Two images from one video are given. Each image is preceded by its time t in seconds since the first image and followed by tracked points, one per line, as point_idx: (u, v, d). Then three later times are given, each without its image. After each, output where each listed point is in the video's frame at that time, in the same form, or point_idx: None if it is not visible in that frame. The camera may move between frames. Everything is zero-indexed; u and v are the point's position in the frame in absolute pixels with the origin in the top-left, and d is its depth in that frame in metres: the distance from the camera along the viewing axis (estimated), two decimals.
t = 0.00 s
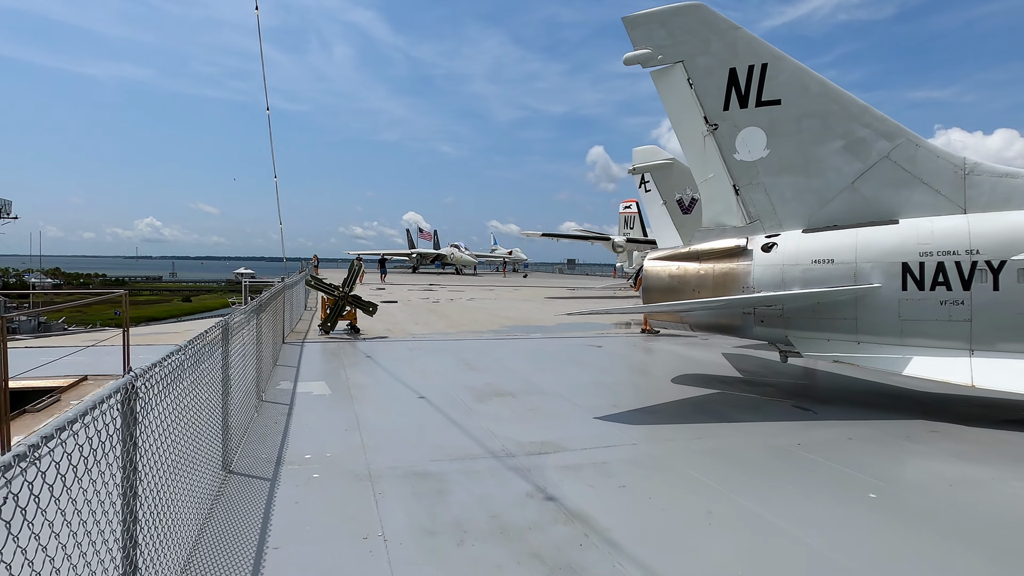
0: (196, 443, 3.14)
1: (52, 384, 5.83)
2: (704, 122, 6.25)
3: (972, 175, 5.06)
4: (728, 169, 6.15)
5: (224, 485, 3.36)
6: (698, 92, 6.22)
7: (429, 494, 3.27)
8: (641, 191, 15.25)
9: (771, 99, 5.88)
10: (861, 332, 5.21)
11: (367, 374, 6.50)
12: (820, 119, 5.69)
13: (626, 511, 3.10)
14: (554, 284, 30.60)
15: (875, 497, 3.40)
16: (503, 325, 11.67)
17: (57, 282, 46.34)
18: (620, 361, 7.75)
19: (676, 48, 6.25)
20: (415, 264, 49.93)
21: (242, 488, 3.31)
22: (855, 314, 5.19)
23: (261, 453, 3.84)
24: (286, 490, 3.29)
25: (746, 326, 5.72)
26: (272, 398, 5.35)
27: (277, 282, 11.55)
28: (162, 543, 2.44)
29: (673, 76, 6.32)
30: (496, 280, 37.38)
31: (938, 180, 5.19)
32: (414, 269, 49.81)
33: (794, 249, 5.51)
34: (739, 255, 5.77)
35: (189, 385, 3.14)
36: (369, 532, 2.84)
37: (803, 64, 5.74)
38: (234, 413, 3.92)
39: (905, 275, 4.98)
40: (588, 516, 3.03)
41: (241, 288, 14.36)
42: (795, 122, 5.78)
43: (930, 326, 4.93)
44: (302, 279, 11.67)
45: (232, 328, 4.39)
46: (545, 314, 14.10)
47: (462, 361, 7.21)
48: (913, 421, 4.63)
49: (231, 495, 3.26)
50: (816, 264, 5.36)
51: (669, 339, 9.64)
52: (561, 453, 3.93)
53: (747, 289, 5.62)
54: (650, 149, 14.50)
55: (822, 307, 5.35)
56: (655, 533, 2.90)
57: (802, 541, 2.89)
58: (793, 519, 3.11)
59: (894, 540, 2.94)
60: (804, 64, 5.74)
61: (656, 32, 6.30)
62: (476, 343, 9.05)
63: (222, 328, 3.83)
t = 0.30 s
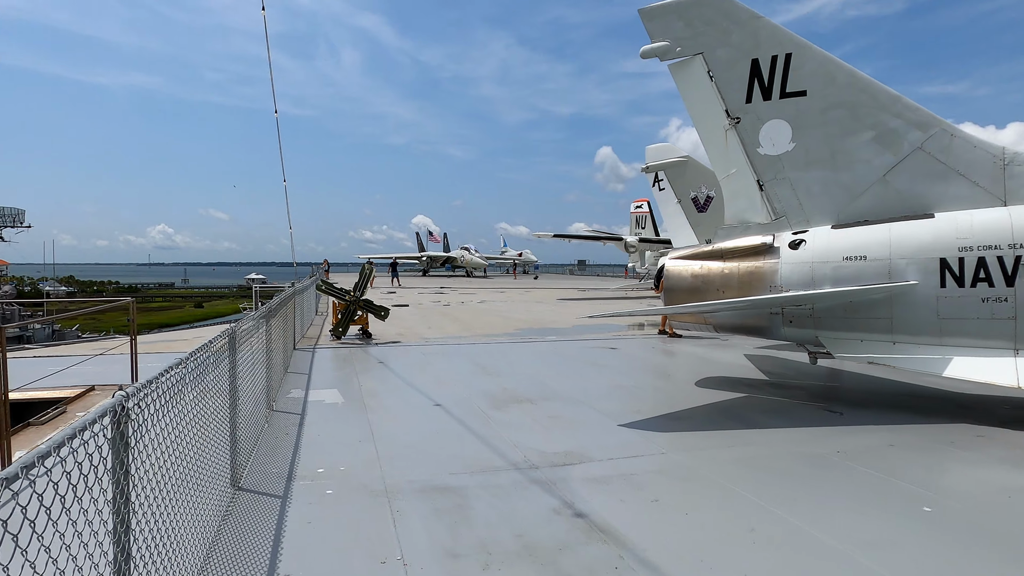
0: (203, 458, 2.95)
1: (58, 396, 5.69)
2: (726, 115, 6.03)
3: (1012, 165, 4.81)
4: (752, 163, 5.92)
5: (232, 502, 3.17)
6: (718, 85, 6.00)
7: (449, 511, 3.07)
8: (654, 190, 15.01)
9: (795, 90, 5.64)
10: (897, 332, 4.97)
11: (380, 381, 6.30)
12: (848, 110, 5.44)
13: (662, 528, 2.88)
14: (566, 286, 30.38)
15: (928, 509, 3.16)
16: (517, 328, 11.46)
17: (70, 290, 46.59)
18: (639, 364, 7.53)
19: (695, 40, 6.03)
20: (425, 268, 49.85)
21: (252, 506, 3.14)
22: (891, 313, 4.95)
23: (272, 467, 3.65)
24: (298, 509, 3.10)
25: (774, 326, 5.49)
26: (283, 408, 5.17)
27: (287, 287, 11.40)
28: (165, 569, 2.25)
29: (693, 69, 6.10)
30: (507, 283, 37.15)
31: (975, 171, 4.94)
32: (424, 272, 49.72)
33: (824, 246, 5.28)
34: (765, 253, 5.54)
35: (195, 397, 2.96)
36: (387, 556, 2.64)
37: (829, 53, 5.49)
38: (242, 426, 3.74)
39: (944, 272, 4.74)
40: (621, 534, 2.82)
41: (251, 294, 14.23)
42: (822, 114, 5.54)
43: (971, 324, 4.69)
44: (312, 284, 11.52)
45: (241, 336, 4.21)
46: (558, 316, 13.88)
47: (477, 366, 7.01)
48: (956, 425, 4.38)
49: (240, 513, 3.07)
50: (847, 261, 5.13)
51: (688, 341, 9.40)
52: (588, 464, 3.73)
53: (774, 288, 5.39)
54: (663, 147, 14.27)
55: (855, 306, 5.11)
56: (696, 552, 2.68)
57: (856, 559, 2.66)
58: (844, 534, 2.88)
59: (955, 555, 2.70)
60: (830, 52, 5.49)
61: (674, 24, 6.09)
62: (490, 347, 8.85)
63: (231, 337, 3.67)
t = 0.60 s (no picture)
0: (208, 476, 2.75)
1: (65, 406, 5.54)
2: (750, 105, 5.79)
3: None
4: (778, 155, 5.67)
5: (240, 522, 2.97)
6: (742, 74, 5.76)
7: (471, 530, 2.85)
8: (669, 185, 14.72)
9: (823, 77, 5.38)
10: (938, 330, 4.71)
11: (394, 386, 6.12)
12: (880, 96, 5.17)
13: (702, 549, 2.66)
14: (579, 285, 30.09)
15: (991, 524, 2.90)
16: (533, 328, 11.25)
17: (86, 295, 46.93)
18: (661, 365, 7.29)
19: (716, 27, 5.79)
20: (437, 268, 49.75)
21: (260, 525, 2.95)
22: (930, 310, 4.69)
23: (282, 483, 3.45)
24: (308, 529, 2.89)
25: (805, 325, 5.24)
26: (294, 416, 4.98)
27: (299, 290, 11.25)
28: None
29: (715, 57, 5.86)
30: (520, 281, 36.94)
31: (1019, 158, 4.66)
32: (436, 272, 49.62)
33: (857, 240, 5.02)
34: (794, 248, 5.28)
35: (199, 410, 2.76)
36: None
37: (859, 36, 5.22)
38: (250, 438, 3.55)
39: (988, 265, 4.47)
40: (658, 556, 2.60)
41: (263, 297, 14.11)
42: (852, 101, 5.28)
43: (1018, 321, 4.41)
44: (324, 286, 11.37)
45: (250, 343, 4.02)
46: (573, 316, 13.64)
47: (494, 369, 6.80)
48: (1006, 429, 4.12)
49: (248, 534, 2.87)
50: (883, 255, 4.86)
51: (710, 341, 9.14)
52: (616, 475, 3.51)
53: (804, 285, 5.14)
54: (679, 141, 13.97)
55: (891, 303, 4.85)
56: None
57: None
58: (901, 553, 2.64)
59: None
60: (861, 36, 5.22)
61: (694, 11, 5.85)
62: (506, 348, 8.63)
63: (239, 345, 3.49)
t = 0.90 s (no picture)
0: (216, 488, 2.57)
1: (76, 409, 5.42)
2: (780, 96, 5.53)
3: None
4: (811, 147, 5.42)
5: (250, 537, 2.79)
6: (772, 63, 5.50)
7: (497, 549, 2.65)
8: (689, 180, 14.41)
9: (859, 65, 5.12)
10: (986, 331, 4.44)
11: (411, 388, 5.95)
12: (921, 84, 4.90)
13: (749, 572, 2.44)
14: (595, 282, 29.81)
15: None
16: (551, 327, 11.04)
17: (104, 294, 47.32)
18: (685, 367, 7.06)
19: (744, 14, 5.54)
20: (451, 266, 49.66)
21: (272, 541, 2.77)
22: (977, 309, 4.42)
23: (294, 495, 3.27)
24: (322, 546, 2.70)
25: (841, 325, 4.99)
26: (308, 421, 4.82)
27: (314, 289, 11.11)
28: None
29: (743, 46, 5.62)
30: (534, 279, 36.71)
31: None
32: (451, 270, 49.52)
33: (897, 235, 4.75)
34: (829, 244, 5.03)
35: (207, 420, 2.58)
36: None
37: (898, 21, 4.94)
38: (261, 447, 3.37)
39: None
40: None
41: (278, 297, 14.00)
42: (890, 89, 5.01)
43: None
44: (339, 285, 11.23)
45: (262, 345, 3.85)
46: (591, 314, 13.41)
47: (513, 370, 6.61)
48: None
49: (259, 550, 2.69)
50: (925, 251, 4.59)
51: (734, 341, 8.88)
52: (649, 486, 3.30)
53: (841, 283, 4.89)
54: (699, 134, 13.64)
55: (935, 302, 4.58)
56: None
57: None
58: None
59: None
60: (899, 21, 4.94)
61: None
62: (524, 349, 8.43)
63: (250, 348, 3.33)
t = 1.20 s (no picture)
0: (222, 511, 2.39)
1: (82, 418, 5.26)
2: (809, 88, 5.30)
3: None
4: (842, 141, 5.18)
5: (259, 560, 2.61)
6: (800, 54, 5.27)
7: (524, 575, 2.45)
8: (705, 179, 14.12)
9: (894, 54, 4.87)
10: None
11: (426, 394, 5.76)
12: (960, 73, 4.65)
13: None
14: (607, 284, 29.54)
15: None
16: (566, 329, 10.82)
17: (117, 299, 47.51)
18: (708, 371, 6.82)
19: (770, 4, 5.31)
20: (462, 268, 49.49)
21: (282, 564, 2.59)
22: None
23: (306, 513, 3.08)
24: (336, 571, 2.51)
25: (878, 327, 4.74)
26: (320, 431, 4.63)
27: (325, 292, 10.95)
28: None
29: (769, 37, 5.39)
30: (547, 281, 36.44)
31: None
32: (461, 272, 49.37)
33: (938, 233, 4.51)
34: (864, 242, 4.79)
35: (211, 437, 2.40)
36: None
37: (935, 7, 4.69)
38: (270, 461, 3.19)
39: None
40: None
41: (289, 300, 13.85)
42: (927, 80, 4.77)
43: None
44: (350, 288, 11.06)
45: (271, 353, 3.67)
46: (606, 316, 13.16)
47: (530, 375, 6.40)
48: None
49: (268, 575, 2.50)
50: (968, 249, 4.35)
51: (756, 343, 8.62)
52: (684, 502, 3.08)
53: (877, 283, 4.64)
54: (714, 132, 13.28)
55: (979, 303, 4.33)
56: None
57: None
58: None
59: None
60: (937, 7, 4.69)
61: None
62: (540, 352, 8.22)
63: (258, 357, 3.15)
